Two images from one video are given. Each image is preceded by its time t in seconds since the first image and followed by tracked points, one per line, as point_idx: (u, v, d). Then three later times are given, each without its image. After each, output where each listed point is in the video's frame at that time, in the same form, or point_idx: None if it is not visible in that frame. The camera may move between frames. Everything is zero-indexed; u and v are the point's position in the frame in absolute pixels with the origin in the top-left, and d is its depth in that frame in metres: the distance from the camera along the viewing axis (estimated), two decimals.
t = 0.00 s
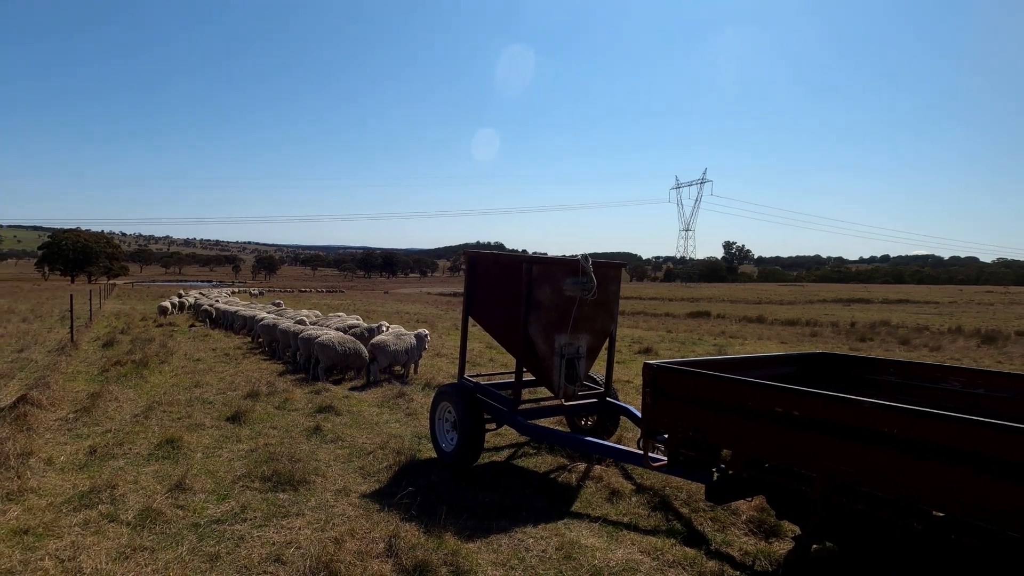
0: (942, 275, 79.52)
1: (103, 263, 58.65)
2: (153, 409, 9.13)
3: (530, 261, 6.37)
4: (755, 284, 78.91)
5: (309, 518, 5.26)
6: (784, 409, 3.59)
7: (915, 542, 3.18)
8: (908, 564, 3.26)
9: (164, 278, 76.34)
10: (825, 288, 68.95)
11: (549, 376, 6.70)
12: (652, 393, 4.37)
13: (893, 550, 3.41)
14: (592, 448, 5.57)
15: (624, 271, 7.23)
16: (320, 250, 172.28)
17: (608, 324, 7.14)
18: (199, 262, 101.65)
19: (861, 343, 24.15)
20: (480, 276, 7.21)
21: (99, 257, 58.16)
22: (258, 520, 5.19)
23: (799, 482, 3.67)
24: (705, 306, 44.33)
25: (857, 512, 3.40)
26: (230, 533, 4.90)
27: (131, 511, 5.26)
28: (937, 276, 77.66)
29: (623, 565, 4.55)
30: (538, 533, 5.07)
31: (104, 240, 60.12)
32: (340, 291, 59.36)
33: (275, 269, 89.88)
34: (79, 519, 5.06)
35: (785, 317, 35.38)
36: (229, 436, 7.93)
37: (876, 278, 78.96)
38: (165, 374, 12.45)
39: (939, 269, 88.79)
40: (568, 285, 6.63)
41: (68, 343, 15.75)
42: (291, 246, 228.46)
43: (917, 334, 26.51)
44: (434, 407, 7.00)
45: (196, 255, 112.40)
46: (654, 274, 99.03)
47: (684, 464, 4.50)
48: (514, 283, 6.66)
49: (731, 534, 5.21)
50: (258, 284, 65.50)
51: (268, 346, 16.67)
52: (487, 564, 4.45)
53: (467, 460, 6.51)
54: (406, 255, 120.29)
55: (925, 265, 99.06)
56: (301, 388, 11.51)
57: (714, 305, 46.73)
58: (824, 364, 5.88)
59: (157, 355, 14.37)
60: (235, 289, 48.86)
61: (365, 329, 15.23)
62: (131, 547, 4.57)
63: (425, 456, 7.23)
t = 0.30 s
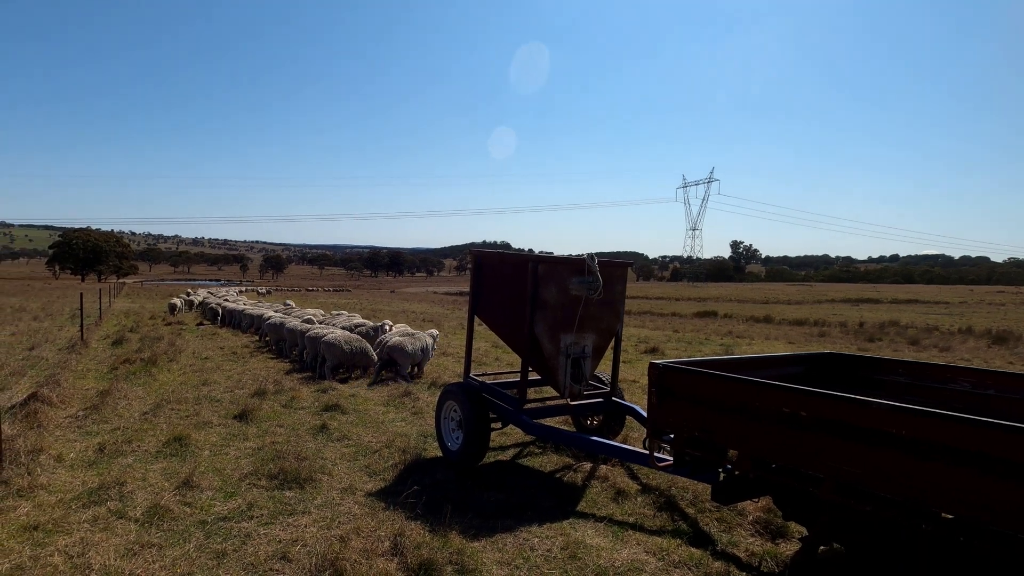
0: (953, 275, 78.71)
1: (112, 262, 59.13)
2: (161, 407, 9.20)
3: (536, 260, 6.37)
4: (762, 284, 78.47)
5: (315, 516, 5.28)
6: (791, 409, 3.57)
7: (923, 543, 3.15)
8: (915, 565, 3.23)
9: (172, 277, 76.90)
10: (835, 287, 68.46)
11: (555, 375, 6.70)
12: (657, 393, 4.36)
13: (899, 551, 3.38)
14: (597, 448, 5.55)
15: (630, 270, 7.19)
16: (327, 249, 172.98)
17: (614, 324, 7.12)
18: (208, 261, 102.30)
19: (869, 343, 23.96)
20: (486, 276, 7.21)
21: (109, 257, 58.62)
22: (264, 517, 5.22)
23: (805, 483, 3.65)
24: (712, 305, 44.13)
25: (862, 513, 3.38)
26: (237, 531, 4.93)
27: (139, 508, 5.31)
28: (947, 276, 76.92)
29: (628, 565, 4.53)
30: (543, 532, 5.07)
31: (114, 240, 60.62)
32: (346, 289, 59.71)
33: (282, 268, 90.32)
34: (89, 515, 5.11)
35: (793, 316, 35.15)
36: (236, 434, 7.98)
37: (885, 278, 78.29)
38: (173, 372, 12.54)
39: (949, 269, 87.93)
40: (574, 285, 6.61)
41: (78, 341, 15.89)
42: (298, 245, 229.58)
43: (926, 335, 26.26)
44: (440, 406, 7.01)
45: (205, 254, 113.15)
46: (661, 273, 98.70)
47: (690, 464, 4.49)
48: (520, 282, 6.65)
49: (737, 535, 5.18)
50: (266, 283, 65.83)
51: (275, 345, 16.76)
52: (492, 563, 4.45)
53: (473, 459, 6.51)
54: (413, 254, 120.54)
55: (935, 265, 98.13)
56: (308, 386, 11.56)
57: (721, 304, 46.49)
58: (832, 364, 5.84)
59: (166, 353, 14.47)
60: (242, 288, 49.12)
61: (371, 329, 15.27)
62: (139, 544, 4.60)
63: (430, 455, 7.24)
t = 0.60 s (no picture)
0: (965, 274, 77.83)
1: (123, 260, 59.70)
2: (171, 405, 9.29)
3: (543, 259, 6.37)
4: (771, 283, 77.97)
5: (323, 514, 5.31)
6: (798, 410, 3.55)
7: (931, 545, 3.12)
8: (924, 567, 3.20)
9: (182, 275, 77.57)
10: (845, 286, 67.93)
11: (561, 374, 6.70)
12: (664, 392, 4.34)
13: (908, 553, 3.35)
14: (603, 448, 5.54)
15: (637, 269, 7.16)
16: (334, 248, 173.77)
17: (621, 323, 7.10)
18: (217, 260, 103.09)
19: (879, 343, 23.73)
20: (493, 275, 7.21)
21: (120, 255, 59.18)
22: (273, 515, 5.26)
23: (812, 484, 3.62)
24: (720, 305, 43.87)
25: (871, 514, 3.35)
26: (246, 528, 4.96)
27: (150, 505, 5.36)
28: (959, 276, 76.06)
29: (634, 566, 4.52)
30: (550, 532, 5.07)
31: (125, 239, 61.23)
32: (354, 288, 59.95)
33: (291, 267, 90.84)
34: (100, 512, 5.17)
35: (802, 316, 34.88)
36: (245, 432, 8.03)
37: (896, 278, 77.56)
38: (183, 370, 12.64)
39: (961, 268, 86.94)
40: (581, 284, 6.60)
41: (89, 339, 16.07)
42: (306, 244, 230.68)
43: (937, 335, 25.98)
44: (447, 405, 7.03)
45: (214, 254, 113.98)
46: (668, 273, 98.33)
47: (697, 464, 4.48)
48: (527, 281, 6.64)
49: (745, 535, 5.16)
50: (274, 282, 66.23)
51: (283, 343, 16.87)
52: (499, 563, 4.45)
53: (480, 458, 6.53)
54: (420, 253, 120.73)
55: (946, 265, 97.08)
56: (315, 385, 11.62)
57: (728, 304, 46.25)
58: (840, 364, 5.79)
59: (176, 351, 14.60)
60: (251, 287, 49.52)
61: (379, 327, 15.33)
62: (148, 540, 4.65)
63: (437, 453, 7.26)
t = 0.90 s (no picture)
0: (992, 273, 75.86)
1: (146, 258, 60.83)
2: (193, 400, 9.47)
3: (559, 258, 6.35)
4: (790, 282, 76.84)
5: (341, 509, 5.37)
6: (821, 410, 3.49)
7: (957, 548, 3.06)
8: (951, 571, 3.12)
9: (203, 273, 78.88)
10: (867, 285, 66.71)
11: (578, 373, 6.67)
12: (683, 391, 4.32)
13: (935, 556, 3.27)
14: (620, 447, 5.52)
15: (654, 268, 7.10)
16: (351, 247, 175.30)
17: (637, 322, 7.05)
18: (237, 258, 104.63)
19: (902, 343, 23.25)
20: (509, 274, 7.21)
21: (143, 253, 60.35)
22: (292, 509, 5.33)
23: (835, 485, 3.56)
24: (738, 304, 43.35)
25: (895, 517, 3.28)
26: (266, 522, 5.03)
27: (173, 498, 5.47)
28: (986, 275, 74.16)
29: (652, 566, 4.50)
30: (566, 531, 5.06)
31: (148, 237, 62.44)
32: (370, 286, 60.43)
33: (308, 265, 91.88)
34: (125, 504, 5.29)
35: (822, 316, 34.30)
36: (265, 427, 8.15)
37: (920, 277, 75.91)
38: (204, 366, 12.87)
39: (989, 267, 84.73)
40: (598, 283, 6.55)
41: (114, 335, 16.43)
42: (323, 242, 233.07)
43: (963, 335, 25.35)
44: (464, 402, 7.06)
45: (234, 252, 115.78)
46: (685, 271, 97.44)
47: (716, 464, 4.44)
48: (544, 280, 6.64)
49: (764, 537, 5.10)
50: (292, 280, 67.00)
51: (302, 341, 17.08)
52: (515, 560, 4.46)
53: (496, 456, 6.54)
54: (436, 252, 121.24)
55: (973, 264, 94.71)
56: (333, 381, 11.75)
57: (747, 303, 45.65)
58: (863, 365, 5.69)
59: (197, 348, 14.87)
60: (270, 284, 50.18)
61: (396, 325, 15.44)
62: (172, 533, 4.74)
63: (454, 451, 7.30)
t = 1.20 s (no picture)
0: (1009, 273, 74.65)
1: (159, 257, 61.51)
2: (206, 397, 9.56)
3: (570, 255, 6.37)
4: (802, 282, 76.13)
5: (353, 505, 5.40)
6: (837, 410, 3.45)
7: (977, 549, 3.01)
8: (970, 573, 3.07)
9: (216, 272, 79.62)
10: (881, 284, 65.95)
11: (589, 372, 6.66)
12: (696, 390, 4.30)
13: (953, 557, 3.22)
14: (631, 445, 5.50)
15: (665, 267, 7.07)
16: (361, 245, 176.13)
17: (649, 321, 7.03)
18: (248, 257, 105.52)
19: (917, 343, 22.96)
20: (520, 271, 7.21)
21: (156, 252, 61.02)
22: (304, 505, 5.37)
23: (850, 485, 3.52)
24: (749, 304, 43.02)
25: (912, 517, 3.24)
26: (279, 518, 5.07)
27: (187, 493, 5.53)
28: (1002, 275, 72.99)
29: (663, 565, 4.48)
30: (577, 529, 5.06)
31: (161, 236, 63.17)
32: (380, 284, 60.71)
33: (319, 264, 92.47)
34: (141, 499, 5.36)
35: (835, 316, 33.94)
36: (277, 424, 8.22)
37: (935, 276, 74.90)
38: (217, 363, 13.00)
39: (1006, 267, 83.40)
40: (609, 281, 6.52)
41: (128, 333, 16.64)
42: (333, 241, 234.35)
43: (980, 335, 24.97)
44: (474, 400, 7.07)
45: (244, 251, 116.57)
46: (696, 270, 96.86)
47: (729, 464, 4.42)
48: (555, 278, 6.63)
49: (777, 537, 5.05)
50: (302, 278, 67.43)
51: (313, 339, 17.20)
52: (526, 558, 4.46)
53: (507, 454, 6.55)
54: (445, 250, 121.49)
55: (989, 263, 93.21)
56: (344, 379, 11.82)
57: (758, 302, 45.30)
58: (878, 364, 5.63)
59: (210, 345, 15.02)
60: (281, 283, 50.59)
61: (405, 323, 15.50)
62: (187, 527, 4.79)
63: (464, 449, 7.31)
